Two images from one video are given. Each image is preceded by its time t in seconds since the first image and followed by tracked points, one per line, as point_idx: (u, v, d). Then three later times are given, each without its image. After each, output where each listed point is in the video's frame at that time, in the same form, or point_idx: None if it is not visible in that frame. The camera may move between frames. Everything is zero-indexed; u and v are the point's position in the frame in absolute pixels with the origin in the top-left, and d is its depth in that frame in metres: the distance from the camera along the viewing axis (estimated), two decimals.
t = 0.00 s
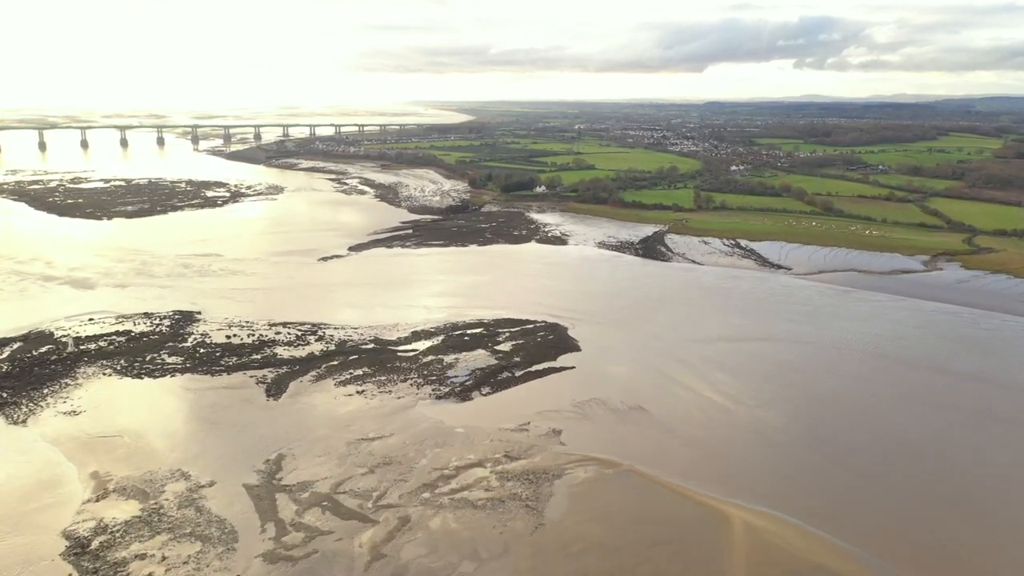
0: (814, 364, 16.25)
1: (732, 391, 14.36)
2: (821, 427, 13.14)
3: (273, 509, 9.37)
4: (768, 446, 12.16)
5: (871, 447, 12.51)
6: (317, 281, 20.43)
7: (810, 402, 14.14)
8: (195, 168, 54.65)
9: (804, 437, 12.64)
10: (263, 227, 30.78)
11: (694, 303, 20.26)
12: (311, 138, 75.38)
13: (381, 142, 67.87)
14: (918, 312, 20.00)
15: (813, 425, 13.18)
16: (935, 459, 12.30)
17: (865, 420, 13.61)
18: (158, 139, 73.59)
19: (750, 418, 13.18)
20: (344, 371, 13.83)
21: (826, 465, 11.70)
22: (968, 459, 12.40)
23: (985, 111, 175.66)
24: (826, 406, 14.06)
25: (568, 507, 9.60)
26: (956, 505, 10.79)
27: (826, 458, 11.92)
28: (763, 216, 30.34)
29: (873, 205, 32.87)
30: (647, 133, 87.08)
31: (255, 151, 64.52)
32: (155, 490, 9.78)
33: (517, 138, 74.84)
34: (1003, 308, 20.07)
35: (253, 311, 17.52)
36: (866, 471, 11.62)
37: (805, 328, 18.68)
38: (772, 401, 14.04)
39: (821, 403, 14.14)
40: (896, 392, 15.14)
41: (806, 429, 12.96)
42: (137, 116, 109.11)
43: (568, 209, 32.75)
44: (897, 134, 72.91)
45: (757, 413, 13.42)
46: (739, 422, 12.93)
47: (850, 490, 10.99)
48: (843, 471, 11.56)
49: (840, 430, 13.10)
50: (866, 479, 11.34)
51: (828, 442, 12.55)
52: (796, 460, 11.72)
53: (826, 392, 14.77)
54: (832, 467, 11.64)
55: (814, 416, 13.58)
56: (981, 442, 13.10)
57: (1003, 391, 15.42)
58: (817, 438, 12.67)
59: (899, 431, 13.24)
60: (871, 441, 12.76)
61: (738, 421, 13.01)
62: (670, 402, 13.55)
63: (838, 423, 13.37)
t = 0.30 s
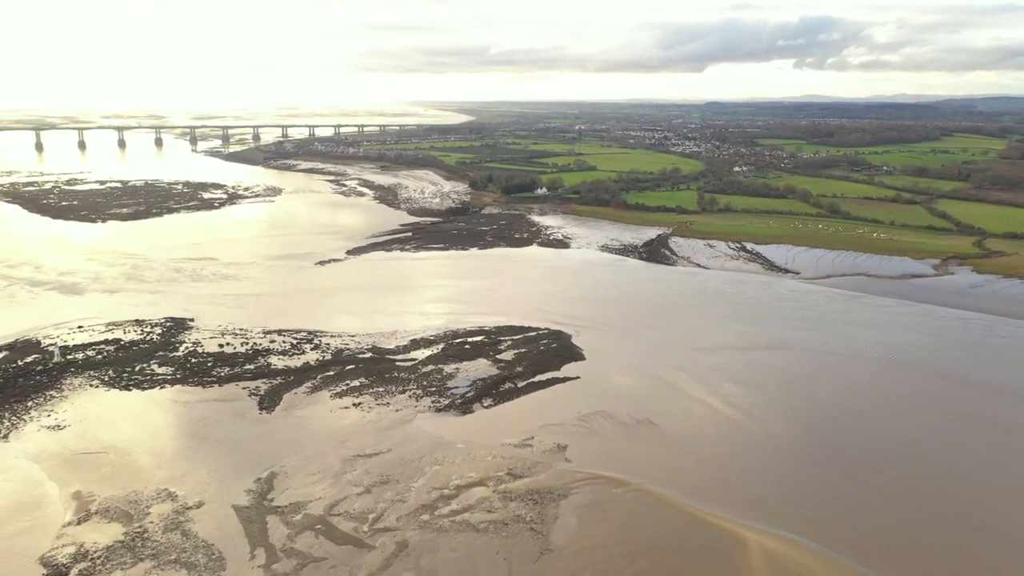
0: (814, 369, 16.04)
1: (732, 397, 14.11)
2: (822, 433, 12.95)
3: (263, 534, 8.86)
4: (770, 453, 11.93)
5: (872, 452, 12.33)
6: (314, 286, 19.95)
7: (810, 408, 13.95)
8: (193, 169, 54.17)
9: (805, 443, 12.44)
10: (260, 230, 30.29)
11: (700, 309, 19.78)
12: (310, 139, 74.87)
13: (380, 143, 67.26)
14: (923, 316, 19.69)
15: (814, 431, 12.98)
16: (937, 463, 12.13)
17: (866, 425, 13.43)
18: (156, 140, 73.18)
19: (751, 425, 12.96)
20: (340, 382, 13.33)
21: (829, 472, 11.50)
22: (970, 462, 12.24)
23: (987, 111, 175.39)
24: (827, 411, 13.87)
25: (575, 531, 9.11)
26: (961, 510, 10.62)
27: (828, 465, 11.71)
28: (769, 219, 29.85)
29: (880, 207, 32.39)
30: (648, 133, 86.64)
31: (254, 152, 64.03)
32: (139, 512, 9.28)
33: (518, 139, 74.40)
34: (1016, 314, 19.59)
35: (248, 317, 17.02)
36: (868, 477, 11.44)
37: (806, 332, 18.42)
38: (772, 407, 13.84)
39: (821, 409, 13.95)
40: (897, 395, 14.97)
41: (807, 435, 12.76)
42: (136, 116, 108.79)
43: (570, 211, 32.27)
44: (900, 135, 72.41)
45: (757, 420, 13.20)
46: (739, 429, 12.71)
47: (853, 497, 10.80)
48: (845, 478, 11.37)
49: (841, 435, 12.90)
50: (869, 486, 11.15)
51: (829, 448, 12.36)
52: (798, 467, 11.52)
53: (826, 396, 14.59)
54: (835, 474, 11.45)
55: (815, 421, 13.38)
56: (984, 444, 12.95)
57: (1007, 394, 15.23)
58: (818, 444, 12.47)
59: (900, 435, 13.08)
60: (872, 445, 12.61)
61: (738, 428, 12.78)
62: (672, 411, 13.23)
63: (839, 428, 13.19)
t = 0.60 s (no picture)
0: (821, 375, 15.64)
1: (738, 406, 13.69)
2: (830, 443, 12.54)
3: (252, 562, 8.35)
4: (777, 465, 11.55)
5: (882, 463, 11.94)
6: (310, 292, 19.44)
7: (817, 416, 13.55)
8: (190, 170, 53.71)
9: (812, 454, 12.05)
10: (256, 232, 29.81)
11: (707, 315, 19.27)
12: (309, 140, 74.38)
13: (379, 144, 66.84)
14: (932, 321, 19.24)
15: (822, 441, 12.58)
16: (950, 474, 11.73)
17: (873, 432, 13.11)
18: (154, 141, 72.71)
19: (757, 435, 12.55)
20: (336, 394, 12.81)
21: (834, 481, 11.23)
22: (983, 473, 11.85)
23: (988, 110, 175.54)
24: (834, 420, 13.47)
25: (583, 559, 8.62)
26: (976, 526, 10.24)
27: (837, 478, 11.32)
28: (774, 221, 29.36)
29: (886, 209, 31.90)
30: (649, 134, 86.14)
31: (252, 153, 63.55)
32: (122, 538, 8.77)
33: (518, 140, 73.95)
34: None
35: (242, 325, 16.50)
36: (878, 489, 11.07)
37: (812, 337, 18.01)
38: (778, 415, 13.43)
39: (829, 417, 13.55)
40: (906, 402, 14.57)
41: (814, 446, 12.35)
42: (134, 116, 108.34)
43: (571, 213, 31.78)
44: (903, 135, 72.00)
45: (763, 430, 12.80)
46: (745, 440, 12.31)
47: (859, 507, 10.55)
48: (851, 487, 11.11)
49: (849, 445, 12.51)
50: (879, 499, 10.77)
51: (837, 459, 11.95)
52: (806, 480, 11.14)
53: (834, 404, 14.19)
54: (840, 483, 11.19)
55: (822, 431, 12.98)
56: (997, 454, 12.55)
57: (1018, 401, 14.87)
58: (826, 455, 12.08)
59: (911, 445, 12.68)
60: (882, 457, 12.21)
61: (744, 438, 12.38)
62: (677, 421, 12.78)
63: (848, 438, 12.78)
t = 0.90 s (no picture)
0: (831, 386, 15.17)
1: (746, 418, 13.22)
2: (841, 459, 12.08)
3: None
4: (783, 480, 11.18)
5: (894, 482, 11.48)
6: (306, 298, 18.90)
7: (828, 430, 13.08)
8: (188, 171, 53.14)
9: (822, 472, 11.59)
10: (253, 235, 29.27)
11: (715, 322, 18.75)
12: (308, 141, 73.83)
13: (379, 145, 66.28)
14: (944, 328, 18.71)
15: (832, 457, 12.12)
16: (966, 494, 11.26)
17: (880, 443, 12.81)
18: (152, 142, 72.16)
19: (765, 450, 12.09)
20: (332, 408, 12.28)
21: (839, 496, 10.93)
22: (998, 491, 11.42)
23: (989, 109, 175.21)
24: (846, 434, 12.99)
25: None
26: (992, 554, 9.79)
27: (849, 499, 10.86)
28: (780, 224, 28.83)
29: (894, 211, 31.37)
30: (650, 134, 85.61)
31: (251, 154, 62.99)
32: (103, 567, 8.26)
33: (518, 140, 73.41)
34: None
35: (235, 332, 15.98)
36: (886, 507, 10.72)
37: (821, 344, 17.52)
38: (788, 429, 12.97)
39: (840, 431, 13.08)
40: (919, 415, 14.09)
41: (824, 463, 11.90)
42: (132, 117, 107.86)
43: (574, 216, 31.25)
44: (906, 136, 71.53)
45: (772, 444, 12.34)
46: (753, 456, 11.84)
47: (864, 523, 10.28)
48: (856, 502, 10.82)
49: (860, 463, 12.04)
50: (886, 517, 10.43)
51: (848, 477, 11.50)
52: (813, 497, 10.78)
53: (845, 417, 13.71)
54: (845, 498, 10.90)
55: (833, 446, 12.51)
56: (1014, 473, 12.06)
57: None
58: (837, 472, 11.62)
59: (924, 463, 12.21)
60: (894, 475, 11.75)
61: (752, 454, 11.91)
62: (684, 435, 12.30)
63: (859, 454, 12.31)
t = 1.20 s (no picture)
0: (836, 391, 14.84)
1: (757, 430, 12.73)
2: (857, 475, 11.57)
3: None
4: (783, 487, 10.95)
5: (913, 498, 10.96)
6: (302, 304, 18.41)
7: (842, 443, 12.57)
8: (185, 173, 52.57)
9: (838, 488, 11.09)
10: (250, 237, 28.74)
11: (722, 329, 18.23)
12: (307, 142, 73.29)
13: (379, 146, 65.80)
14: (957, 335, 18.18)
15: (848, 472, 11.60)
16: (989, 512, 10.73)
17: (885, 449, 12.53)
18: (150, 143, 71.61)
19: (778, 465, 11.59)
20: (326, 422, 11.77)
21: (841, 503, 10.69)
22: (1006, 501, 11.10)
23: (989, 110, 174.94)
24: (861, 448, 12.48)
25: None
26: (998, 566, 9.50)
27: (866, 517, 10.35)
28: (786, 227, 28.30)
29: (902, 214, 30.85)
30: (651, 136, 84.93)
31: (250, 155, 62.50)
32: None
33: (518, 141, 72.84)
34: None
35: (228, 341, 15.45)
36: (888, 515, 10.47)
37: (831, 352, 17.03)
38: (800, 442, 12.47)
39: (855, 445, 12.57)
40: (936, 427, 13.55)
41: (839, 478, 11.39)
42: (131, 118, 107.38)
43: (576, 219, 30.74)
44: (909, 137, 71.04)
45: (784, 458, 11.84)
46: (765, 472, 11.35)
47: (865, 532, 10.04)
48: (857, 509, 10.58)
49: (877, 478, 11.53)
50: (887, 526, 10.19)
51: (865, 494, 10.99)
52: (814, 505, 10.54)
53: (859, 429, 13.20)
54: (847, 505, 10.65)
55: (848, 461, 12.01)
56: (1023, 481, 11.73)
57: None
58: (854, 488, 11.11)
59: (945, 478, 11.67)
60: (898, 481, 11.48)
61: (764, 470, 11.41)
62: (694, 450, 11.80)
63: (874, 468, 11.81)
